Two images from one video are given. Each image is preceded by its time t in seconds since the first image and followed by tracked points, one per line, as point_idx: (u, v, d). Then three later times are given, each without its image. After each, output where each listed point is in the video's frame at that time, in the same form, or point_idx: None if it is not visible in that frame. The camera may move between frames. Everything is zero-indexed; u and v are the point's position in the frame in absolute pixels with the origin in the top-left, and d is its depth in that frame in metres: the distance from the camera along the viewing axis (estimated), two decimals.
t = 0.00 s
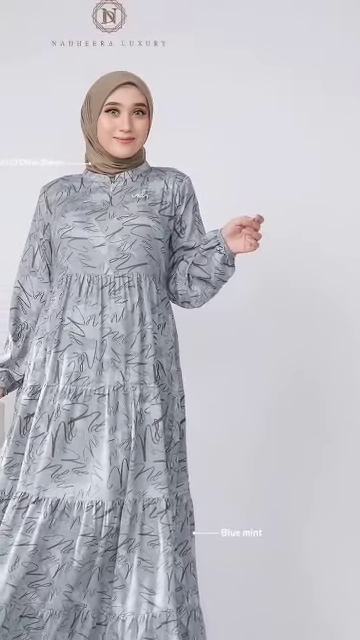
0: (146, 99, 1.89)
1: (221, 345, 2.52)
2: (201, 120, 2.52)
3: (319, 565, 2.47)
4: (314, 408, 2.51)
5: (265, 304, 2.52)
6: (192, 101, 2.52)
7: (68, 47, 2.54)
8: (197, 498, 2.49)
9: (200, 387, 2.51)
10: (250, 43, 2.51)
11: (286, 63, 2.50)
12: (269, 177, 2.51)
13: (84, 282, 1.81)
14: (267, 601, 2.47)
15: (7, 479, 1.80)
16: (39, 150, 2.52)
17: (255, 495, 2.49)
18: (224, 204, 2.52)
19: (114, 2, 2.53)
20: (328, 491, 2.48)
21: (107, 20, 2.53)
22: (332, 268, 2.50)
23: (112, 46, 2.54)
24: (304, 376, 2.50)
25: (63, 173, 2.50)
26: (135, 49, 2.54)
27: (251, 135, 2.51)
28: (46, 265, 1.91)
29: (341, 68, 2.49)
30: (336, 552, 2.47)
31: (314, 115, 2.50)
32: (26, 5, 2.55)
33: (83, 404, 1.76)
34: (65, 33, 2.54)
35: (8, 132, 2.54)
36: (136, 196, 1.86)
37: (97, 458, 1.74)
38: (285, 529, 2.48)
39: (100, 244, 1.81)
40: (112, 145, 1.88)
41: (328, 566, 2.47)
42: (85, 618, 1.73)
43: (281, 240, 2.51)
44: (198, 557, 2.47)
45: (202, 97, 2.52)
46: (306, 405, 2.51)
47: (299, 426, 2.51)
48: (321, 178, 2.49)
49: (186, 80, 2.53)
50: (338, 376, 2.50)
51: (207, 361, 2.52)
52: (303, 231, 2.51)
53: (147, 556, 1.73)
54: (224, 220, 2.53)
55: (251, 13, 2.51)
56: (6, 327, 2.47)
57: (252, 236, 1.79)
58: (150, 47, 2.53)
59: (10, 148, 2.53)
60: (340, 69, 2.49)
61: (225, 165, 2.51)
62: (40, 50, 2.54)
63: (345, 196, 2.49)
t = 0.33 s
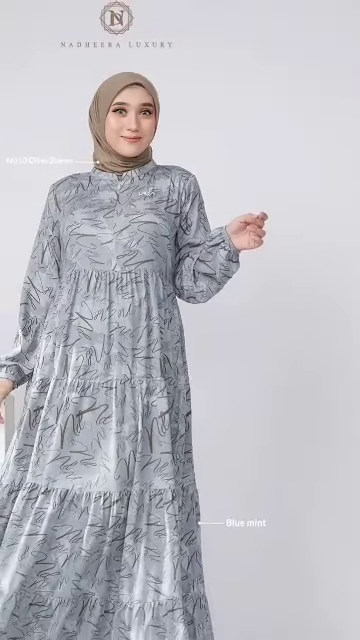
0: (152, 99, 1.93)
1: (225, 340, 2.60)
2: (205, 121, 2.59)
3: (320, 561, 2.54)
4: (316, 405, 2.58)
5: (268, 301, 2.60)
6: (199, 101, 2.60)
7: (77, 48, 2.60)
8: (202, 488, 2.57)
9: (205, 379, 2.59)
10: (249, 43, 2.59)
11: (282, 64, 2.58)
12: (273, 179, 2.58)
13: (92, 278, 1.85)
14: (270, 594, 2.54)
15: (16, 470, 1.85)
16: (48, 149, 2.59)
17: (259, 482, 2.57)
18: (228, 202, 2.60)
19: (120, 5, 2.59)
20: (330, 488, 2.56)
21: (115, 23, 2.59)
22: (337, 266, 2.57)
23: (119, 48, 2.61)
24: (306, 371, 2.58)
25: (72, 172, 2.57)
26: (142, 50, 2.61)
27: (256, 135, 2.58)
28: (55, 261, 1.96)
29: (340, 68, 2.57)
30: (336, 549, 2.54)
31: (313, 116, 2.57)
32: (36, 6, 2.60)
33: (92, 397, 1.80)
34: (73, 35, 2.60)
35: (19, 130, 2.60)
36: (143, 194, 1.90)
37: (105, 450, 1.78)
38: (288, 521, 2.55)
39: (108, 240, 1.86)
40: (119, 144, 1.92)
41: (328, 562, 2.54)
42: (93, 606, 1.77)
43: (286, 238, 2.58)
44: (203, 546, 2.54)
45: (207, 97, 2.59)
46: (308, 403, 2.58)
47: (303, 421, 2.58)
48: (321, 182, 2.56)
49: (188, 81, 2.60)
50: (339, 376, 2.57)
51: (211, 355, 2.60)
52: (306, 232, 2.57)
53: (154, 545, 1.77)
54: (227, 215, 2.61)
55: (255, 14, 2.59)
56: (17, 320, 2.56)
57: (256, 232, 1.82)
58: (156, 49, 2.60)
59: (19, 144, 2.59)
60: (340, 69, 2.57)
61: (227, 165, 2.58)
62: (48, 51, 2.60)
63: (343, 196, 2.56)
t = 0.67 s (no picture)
0: (158, 99, 1.97)
1: (230, 335, 2.64)
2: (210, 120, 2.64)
3: (325, 551, 2.57)
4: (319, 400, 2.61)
5: (272, 296, 2.64)
6: (205, 100, 2.64)
7: (86, 49, 2.64)
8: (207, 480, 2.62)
9: (211, 374, 2.63)
10: (257, 44, 2.63)
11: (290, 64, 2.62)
12: (275, 177, 2.61)
13: (100, 274, 1.90)
14: (274, 585, 2.58)
15: (26, 462, 1.89)
16: (57, 147, 2.62)
17: (264, 476, 2.61)
18: (231, 200, 2.63)
19: (128, 7, 2.62)
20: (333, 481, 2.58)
21: (122, 24, 2.63)
22: (341, 264, 2.60)
23: (126, 49, 2.65)
24: (308, 368, 2.61)
25: (80, 169, 2.61)
26: (148, 51, 2.65)
27: (260, 136, 2.62)
28: (64, 258, 2.00)
29: (347, 69, 2.60)
30: (340, 540, 2.56)
31: (316, 116, 2.61)
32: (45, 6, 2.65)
33: (99, 390, 1.85)
34: (80, 35, 2.64)
35: (27, 128, 2.64)
36: (149, 192, 1.94)
37: (113, 442, 1.83)
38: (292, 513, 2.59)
39: (115, 237, 1.90)
40: (127, 143, 1.96)
41: (333, 553, 2.56)
42: (100, 595, 1.81)
43: (288, 236, 2.63)
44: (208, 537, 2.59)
45: (210, 97, 2.64)
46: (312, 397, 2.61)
47: (307, 415, 2.61)
48: (323, 183, 2.60)
49: (197, 83, 2.64)
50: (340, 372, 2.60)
51: (217, 350, 2.64)
52: (309, 230, 2.61)
53: (160, 535, 1.81)
54: (233, 211, 2.64)
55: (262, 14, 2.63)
56: (26, 316, 2.58)
57: (260, 229, 1.85)
58: (163, 50, 2.64)
59: (28, 141, 2.64)
60: (346, 70, 2.60)
61: (232, 165, 2.63)
62: (56, 50, 2.64)
63: (346, 195, 2.59)
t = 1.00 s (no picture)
0: (164, 99, 2.02)
1: (235, 331, 2.68)
2: (214, 119, 2.68)
3: (327, 543, 2.61)
4: (321, 394, 2.65)
5: (275, 293, 2.68)
6: (210, 100, 2.68)
7: (94, 51, 2.68)
8: (212, 472, 2.66)
9: (216, 369, 2.68)
10: (251, 44, 2.67)
11: (281, 61, 2.66)
12: (279, 172, 2.65)
13: (107, 270, 1.94)
14: (277, 574, 2.62)
15: (35, 454, 1.94)
16: (66, 146, 2.66)
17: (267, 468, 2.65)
18: (236, 198, 2.67)
19: (135, 10, 2.67)
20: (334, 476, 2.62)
21: (129, 25, 2.67)
22: (342, 269, 2.65)
23: (133, 50, 2.69)
24: (308, 368, 2.65)
25: (88, 169, 2.65)
26: (154, 53, 2.69)
27: (258, 134, 2.66)
28: (72, 254, 2.05)
29: (338, 68, 2.64)
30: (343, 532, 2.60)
31: (317, 117, 2.65)
32: (53, 4, 2.68)
33: (107, 384, 1.89)
34: (90, 36, 2.68)
35: (38, 127, 2.67)
36: (156, 190, 1.99)
37: (120, 434, 1.87)
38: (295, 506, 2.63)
39: (122, 234, 1.94)
40: (133, 142, 2.01)
41: (334, 547, 2.60)
42: (108, 583, 1.85)
43: (293, 234, 2.66)
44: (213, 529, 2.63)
45: (219, 98, 2.67)
46: (314, 394, 2.65)
47: (307, 411, 2.66)
48: (327, 183, 2.64)
49: (191, 81, 2.68)
50: (341, 371, 2.64)
51: (222, 345, 2.68)
52: (314, 226, 2.65)
53: (166, 526, 1.85)
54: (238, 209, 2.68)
55: (251, 14, 2.67)
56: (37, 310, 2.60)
57: (264, 226, 1.89)
58: (168, 52, 2.68)
59: (39, 140, 2.67)
60: (340, 69, 2.64)
61: (235, 163, 2.67)
62: (65, 51, 2.68)
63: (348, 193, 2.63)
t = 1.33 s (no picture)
0: (170, 99, 2.06)
1: (239, 327, 2.72)
2: (219, 120, 2.71)
3: (330, 535, 2.63)
4: (325, 390, 2.68)
5: (279, 290, 2.72)
6: (214, 99, 2.72)
7: (100, 52, 2.72)
8: (217, 466, 2.68)
9: (221, 364, 2.71)
10: (253, 44, 2.71)
11: (281, 61, 2.70)
12: (284, 172, 2.70)
13: (114, 266, 1.99)
14: (279, 565, 2.64)
15: (43, 446, 1.98)
16: (74, 145, 2.71)
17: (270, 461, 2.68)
18: (241, 198, 2.72)
19: (141, 12, 2.70)
20: (338, 470, 2.65)
21: (135, 28, 2.70)
22: (345, 267, 2.68)
23: (140, 51, 2.74)
24: (312, 364, 2.69)
25: (96, 168, 2.71)
26: (161, 54, 2.73)
27: (262, 133, 2.71)
28: (80, 251, 2.09)
29: (337, 69, 2.69)
30: (345, 523, 2.63)
31: (315, 117, 2.69)
32: (61, 5, 2.71)
33: (114, 378, 1.94)
34: (98, 36, 2.71)
35: (47, 126, 2.71)
36: (162, 188, 2.03)
37: (127, 426, 1.92)
38: (299, 499, 2.66)
39: (129, 231, 1.99)
40: (140, 141, 2.05)
41: (336, 541, 2.63)
42: (115, 573, 1.89)
43: (297, 234, 2.70)
44: (218, 521, 2.65)
45: (225, 99, 2.71)
46: (318, 390, 2.69)
47: (310, 406, 2.70)
48: (323, 183, 2.68)
49: (199, 83, 2.72)
50: (344, 369, 2.67)
51: (227, 341, 2.72)
52: (318, 225, 2.69)
53: (172, 516, 1.89)
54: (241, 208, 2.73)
55: (253, 15, 2.70)
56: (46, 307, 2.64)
57: (268, 224, 1.93)
58: (174, 52, 2.72)
59: (48, 139, 2.71)
60: (339, 69, 2.68)
61: (239, 162, 2.71)
62: (73, 51, 2.71)
63: (348, 194, 2.67)
